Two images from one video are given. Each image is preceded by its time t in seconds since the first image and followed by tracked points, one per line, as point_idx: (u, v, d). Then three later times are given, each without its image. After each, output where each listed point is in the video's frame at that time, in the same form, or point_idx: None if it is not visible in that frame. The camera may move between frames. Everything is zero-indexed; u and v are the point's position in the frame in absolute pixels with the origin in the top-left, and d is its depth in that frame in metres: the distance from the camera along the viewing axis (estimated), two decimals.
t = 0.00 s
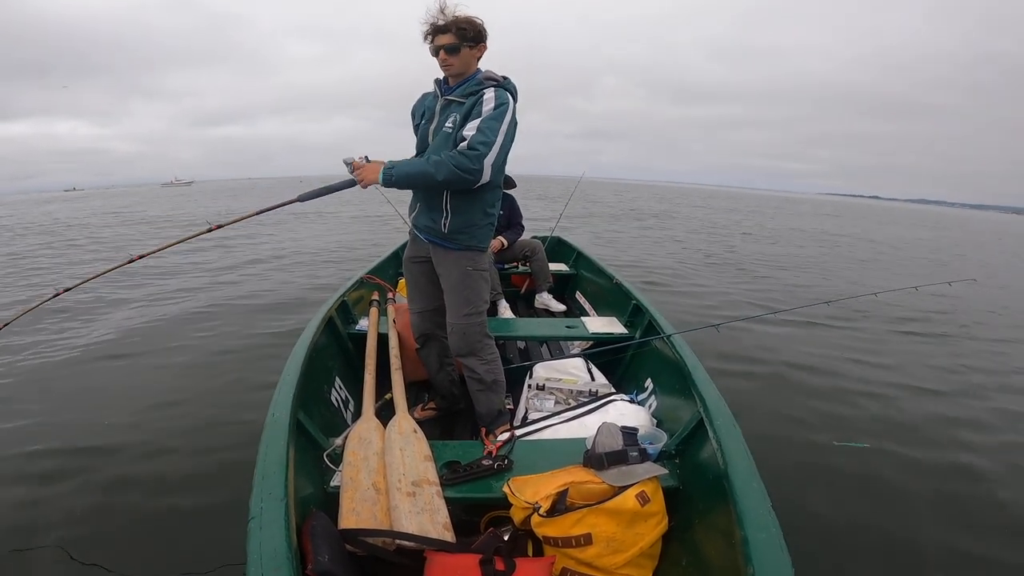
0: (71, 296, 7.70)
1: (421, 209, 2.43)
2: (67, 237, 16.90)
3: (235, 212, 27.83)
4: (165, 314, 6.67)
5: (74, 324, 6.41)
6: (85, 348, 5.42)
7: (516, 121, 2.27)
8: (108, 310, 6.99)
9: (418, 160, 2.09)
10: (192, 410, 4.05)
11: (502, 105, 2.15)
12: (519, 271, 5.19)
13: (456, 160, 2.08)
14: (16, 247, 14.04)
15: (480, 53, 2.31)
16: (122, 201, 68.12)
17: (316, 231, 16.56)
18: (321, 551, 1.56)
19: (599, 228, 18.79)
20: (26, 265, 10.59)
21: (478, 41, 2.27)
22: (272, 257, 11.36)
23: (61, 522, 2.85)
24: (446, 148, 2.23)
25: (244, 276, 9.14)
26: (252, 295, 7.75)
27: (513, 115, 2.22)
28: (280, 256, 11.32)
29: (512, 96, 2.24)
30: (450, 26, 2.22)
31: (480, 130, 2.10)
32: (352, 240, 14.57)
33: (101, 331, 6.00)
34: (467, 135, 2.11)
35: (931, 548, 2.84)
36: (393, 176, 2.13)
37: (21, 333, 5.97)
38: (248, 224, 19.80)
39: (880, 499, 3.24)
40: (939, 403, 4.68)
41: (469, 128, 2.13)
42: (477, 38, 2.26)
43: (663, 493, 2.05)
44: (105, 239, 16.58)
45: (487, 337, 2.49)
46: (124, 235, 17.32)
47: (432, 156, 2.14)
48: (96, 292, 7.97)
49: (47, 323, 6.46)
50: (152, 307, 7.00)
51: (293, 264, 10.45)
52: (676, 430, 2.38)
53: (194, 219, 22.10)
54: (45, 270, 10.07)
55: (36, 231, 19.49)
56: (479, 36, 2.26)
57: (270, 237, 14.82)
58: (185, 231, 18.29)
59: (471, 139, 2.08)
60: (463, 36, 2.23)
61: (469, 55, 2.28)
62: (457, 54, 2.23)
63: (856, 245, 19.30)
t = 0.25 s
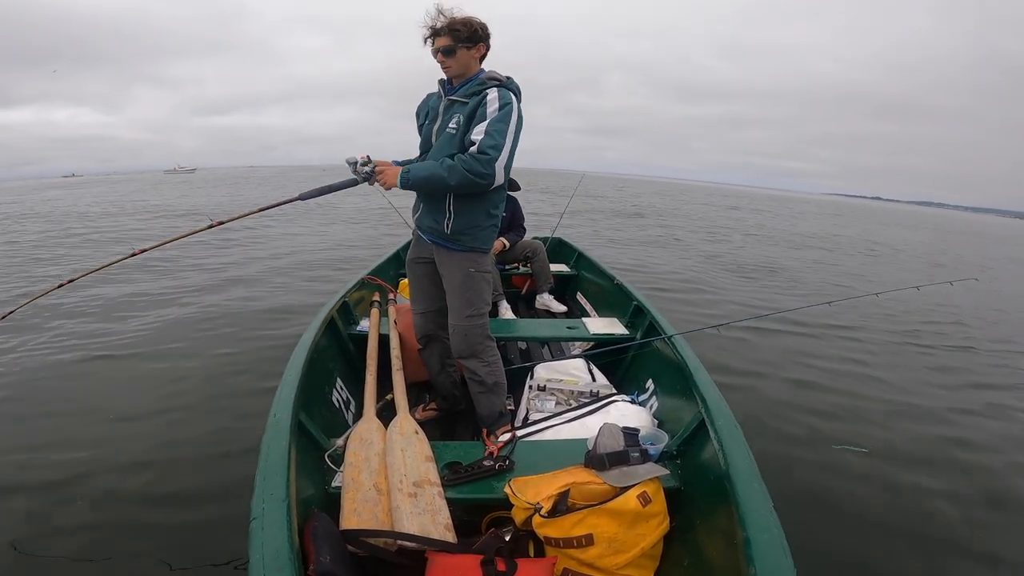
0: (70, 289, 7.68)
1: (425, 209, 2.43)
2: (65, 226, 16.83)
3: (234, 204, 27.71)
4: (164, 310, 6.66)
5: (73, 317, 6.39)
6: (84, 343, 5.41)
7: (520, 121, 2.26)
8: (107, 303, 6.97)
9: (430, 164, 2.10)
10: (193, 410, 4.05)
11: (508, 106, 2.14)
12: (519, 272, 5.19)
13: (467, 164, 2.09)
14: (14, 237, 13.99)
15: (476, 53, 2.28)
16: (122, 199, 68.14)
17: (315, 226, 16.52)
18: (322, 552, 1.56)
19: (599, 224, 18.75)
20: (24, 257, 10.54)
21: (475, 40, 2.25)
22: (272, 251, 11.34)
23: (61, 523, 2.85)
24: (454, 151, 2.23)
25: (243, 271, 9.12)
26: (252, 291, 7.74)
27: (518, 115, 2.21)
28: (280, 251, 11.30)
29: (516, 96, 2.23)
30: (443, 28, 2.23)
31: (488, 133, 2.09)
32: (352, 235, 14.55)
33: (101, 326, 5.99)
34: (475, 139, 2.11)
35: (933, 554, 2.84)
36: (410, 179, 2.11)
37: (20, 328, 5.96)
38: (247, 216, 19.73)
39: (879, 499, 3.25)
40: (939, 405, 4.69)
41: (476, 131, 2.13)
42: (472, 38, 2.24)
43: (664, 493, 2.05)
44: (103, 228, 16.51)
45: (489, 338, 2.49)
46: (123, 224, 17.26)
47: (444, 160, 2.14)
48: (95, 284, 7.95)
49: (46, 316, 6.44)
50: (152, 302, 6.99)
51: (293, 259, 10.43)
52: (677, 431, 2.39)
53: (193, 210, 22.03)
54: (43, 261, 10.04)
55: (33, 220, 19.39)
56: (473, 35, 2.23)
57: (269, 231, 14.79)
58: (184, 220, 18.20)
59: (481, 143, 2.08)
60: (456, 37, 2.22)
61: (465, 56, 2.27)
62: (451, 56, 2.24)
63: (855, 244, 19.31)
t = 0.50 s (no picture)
0: (69, 283, 7.66)
1: (423, 207, 2.44)
2: (64, 217, 16.76)
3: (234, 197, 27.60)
4: (164, 307, 6.65)
5: (72, 312, 6.37)
6: (84, 339, 5.40)
7: (515, 121, 2.26)
8: (107, 298, 6.95)
9: (413, 153, 2.12)
10: (193, 410, 4.05)
11: (499, 104, 2.14)
12: (519, 272, 5.19)
13: (450, 156, 2.08)
14: (13, 228, 13.95)
15: (470, 52, 2.28)
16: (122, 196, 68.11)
17: (315, 222, 16.49)
18: (323, 551, 1.56)
19: (600, 221, 18.72)
20: (22, 249, 10.49)
21: (468, 39, 2.25)
22: (271, 247, 11.31)
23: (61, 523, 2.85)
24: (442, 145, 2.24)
25: (243, 268, 9.10)
26: (252, 287, 7.72)
27: (512, 114, 2.20)
28: (279, 247, 11.28)
29: (511, 95, 2.23)
30: (437, 29, 2.25)
31: (473, 128, 2.10)
32: (352, 232, 14.53)
33: (100, 321, 5.98)
34: (461, 133, 2.12)
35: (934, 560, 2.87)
36: (391, 164, 2.17)
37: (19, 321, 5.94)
38: (247, 208, 19.67)
39: (879, 508, 3.26)
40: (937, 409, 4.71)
41: (464, 126, 2.15)
42: (464, 36, 2.24)
43: (665, 493, 2.06)
44: (102, 219, 16.44)
45: (489, 338, 2.50)
46: (123, 215, 17.20)
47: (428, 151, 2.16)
48: (95, 279, 7.93)
49: (45, 310, 6.42)
50: (152, 298, 6.98)
51: (293, 256, 10.41)
52: (677, 431, 2.39)
53: (192, 203, 21.94)
54: (42, 254, 10.01)
55: (33, 211, 19.30)
56: (466, 34, 2.23)
57: (269, 224, 14.75)
58: (183, 212, 18.12)
59: (464, 137, 2.09)
60: (449, 37, 2.23)
61: (460, 55, 2.28)
62: (444, 55, 2.24)
63: (855, 245, 19.34)
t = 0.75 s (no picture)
0: (70, 282, 7.65)
1: (419, 208, 2.45)
2: (64, 216, 16.77)
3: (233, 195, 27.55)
4: (164, 305, 6.64)
5: (72, 311, 6.37)
6: (84, 338, 5.40)
7: (507, 117, 2.24)
8: (107, 297, 6.95)
9: (410, 166, 2.14)
10: (193, 408, 4.04)
11: (489, 102, 2.12)
12: (519, 271, 5.18)
13: (444, 163, 2.09)
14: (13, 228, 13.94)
15: (459, 51, 2.27)
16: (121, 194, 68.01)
17: (315, 221, 16.47)
18: (322, 551, 1.55)
19: (600, 219, 18.68)
20: (21, 248, 10.47)
21: (457, 38, 2.24)
22: (271, 246, 11.30)
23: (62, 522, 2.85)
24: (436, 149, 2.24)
25: (243, 266, 9.10)
26: (252, 286, 7.72)
27: (503, 110, 2.18)
28: (279, 246, 11.28)
29: (502, 92, 2.22)
30: (426, 30, 2.25)
31: (465, 130, 2.09)
32: (352, 230, 14.53)
33: (100, 320, 5.97)
34: (454, 137, 2.12)
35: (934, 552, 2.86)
36: (389, 182, 2.18)
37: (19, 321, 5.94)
38: (247, 207, 19.67)
39: (882, 502, 3.24)
40: (938, 407, 4.70)
41: (456, 128, 2.15)
42: (452, 35, 2.23)
43: (664, 492, 2.05)
44: (101, 218, 16.43)
45: (478, 337, 2.49)
46: (122, 214, 17.20)
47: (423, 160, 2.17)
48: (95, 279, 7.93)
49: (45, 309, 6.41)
50: (151, 296, 6.97)
51: (293, 254, 10.41)
52: (676, 431, 2.39)
53: (192, 202, 21.94)
54: (42, 253, 10.00)
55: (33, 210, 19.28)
56: (454, 34, 2.22)
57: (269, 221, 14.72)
58: (183, 211, 18.13)
59: (457, 141, 2.08)
60: (436, 37, 2.23)
61: (449, 54, 2.27)
62: (433, 56, 2.24)
63: (855, 243, 19.30)
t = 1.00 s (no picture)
0: (69, 284, 7.65)
1: (422, 208, 2.46)
2: (65, 218, 16.79)
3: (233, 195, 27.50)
4: (164, 306, 6.63)
5: (73, 313, 6.37)
6: (84, 340, 5.40)
7: (509, 114, 2.22)
8: (107, 299, 6.95)
9: (407, 155, 2.14)
10: (192, 409, 4.03)
11: (489, 99, 2.12)
12: (519, 271, 5.17)
13: (441, 156, 2.08)
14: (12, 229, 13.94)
15: (458, 49, 2.27)
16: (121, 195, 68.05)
17: (315, 222, 16.45)
18: (322, 551, 1.55)
19: (600, 219, 18.67)
20: (21, 251, 10.46)
21: (455, 35, 2.24)
22: (271, 248, 11.30)
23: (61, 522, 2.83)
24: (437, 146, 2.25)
25: (243, 267, 9.09)
26: (252, 287, 7.72)
27: (505, 107, 2.17)
28: (279, 248, 11.28)
29: (504, 90, 2.20)
30: (424, 28, 2.27)
31: (464, 126, 2.09)
32: (352, 231, 14.52)
33: (101, 322, 5.97)
34: (452, 132, 2.12)
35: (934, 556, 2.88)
36: (386, 168, 2.19)
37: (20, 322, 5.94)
38: (247, 208, 19.67)
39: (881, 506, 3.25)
40: (939, 407, 4.70)
41: (456, 125, 2.15)
42: (450, 33, 2.23)
43: (664, 492, 2.05)
44: (102, 219, 16.43)
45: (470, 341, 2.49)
46: (123, 215, 17.21)
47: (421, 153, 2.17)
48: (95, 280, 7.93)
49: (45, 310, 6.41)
50: (152, 298, 6.98)
51: (293, 255, 10.41)
52: (676, 430, 2.38)
53: (192, 203, 21.95)
54: (42, 255, 10.01)
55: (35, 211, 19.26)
56: (452, 31, 2.23)
57: (269, 221, 14.70)
58: (183, 212, 18.11)
59: (455, 135, 2.08)
60: (435, 35, 2.24)
61: (449, 51, 2.28)
62: (432, 55, 2.27)
63: (856, 242, 19.29)
